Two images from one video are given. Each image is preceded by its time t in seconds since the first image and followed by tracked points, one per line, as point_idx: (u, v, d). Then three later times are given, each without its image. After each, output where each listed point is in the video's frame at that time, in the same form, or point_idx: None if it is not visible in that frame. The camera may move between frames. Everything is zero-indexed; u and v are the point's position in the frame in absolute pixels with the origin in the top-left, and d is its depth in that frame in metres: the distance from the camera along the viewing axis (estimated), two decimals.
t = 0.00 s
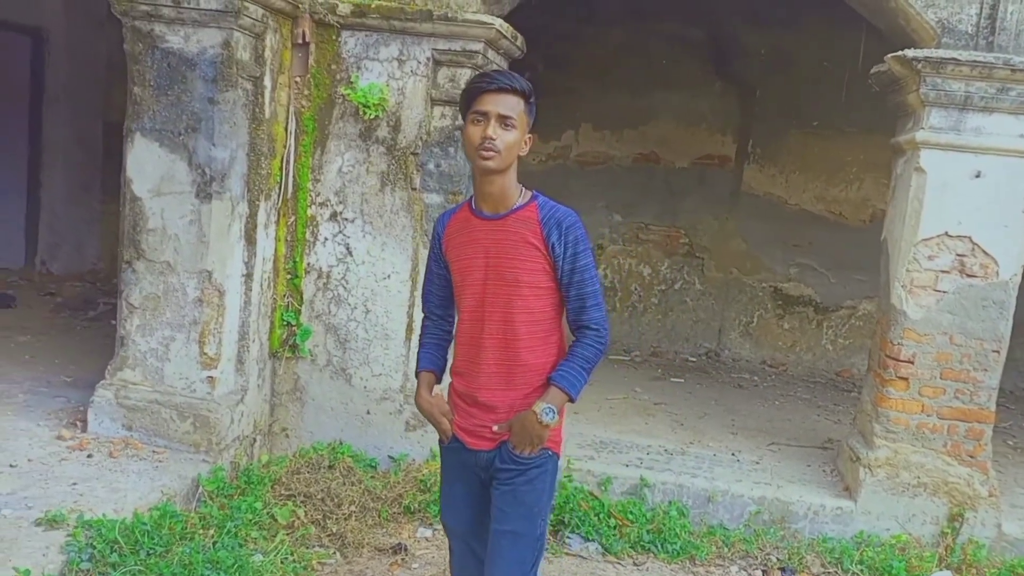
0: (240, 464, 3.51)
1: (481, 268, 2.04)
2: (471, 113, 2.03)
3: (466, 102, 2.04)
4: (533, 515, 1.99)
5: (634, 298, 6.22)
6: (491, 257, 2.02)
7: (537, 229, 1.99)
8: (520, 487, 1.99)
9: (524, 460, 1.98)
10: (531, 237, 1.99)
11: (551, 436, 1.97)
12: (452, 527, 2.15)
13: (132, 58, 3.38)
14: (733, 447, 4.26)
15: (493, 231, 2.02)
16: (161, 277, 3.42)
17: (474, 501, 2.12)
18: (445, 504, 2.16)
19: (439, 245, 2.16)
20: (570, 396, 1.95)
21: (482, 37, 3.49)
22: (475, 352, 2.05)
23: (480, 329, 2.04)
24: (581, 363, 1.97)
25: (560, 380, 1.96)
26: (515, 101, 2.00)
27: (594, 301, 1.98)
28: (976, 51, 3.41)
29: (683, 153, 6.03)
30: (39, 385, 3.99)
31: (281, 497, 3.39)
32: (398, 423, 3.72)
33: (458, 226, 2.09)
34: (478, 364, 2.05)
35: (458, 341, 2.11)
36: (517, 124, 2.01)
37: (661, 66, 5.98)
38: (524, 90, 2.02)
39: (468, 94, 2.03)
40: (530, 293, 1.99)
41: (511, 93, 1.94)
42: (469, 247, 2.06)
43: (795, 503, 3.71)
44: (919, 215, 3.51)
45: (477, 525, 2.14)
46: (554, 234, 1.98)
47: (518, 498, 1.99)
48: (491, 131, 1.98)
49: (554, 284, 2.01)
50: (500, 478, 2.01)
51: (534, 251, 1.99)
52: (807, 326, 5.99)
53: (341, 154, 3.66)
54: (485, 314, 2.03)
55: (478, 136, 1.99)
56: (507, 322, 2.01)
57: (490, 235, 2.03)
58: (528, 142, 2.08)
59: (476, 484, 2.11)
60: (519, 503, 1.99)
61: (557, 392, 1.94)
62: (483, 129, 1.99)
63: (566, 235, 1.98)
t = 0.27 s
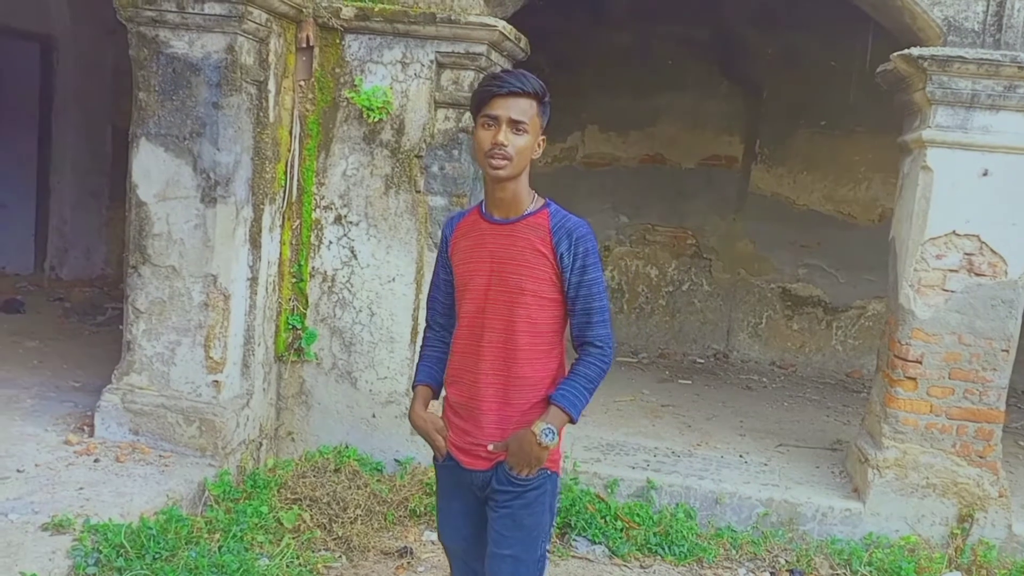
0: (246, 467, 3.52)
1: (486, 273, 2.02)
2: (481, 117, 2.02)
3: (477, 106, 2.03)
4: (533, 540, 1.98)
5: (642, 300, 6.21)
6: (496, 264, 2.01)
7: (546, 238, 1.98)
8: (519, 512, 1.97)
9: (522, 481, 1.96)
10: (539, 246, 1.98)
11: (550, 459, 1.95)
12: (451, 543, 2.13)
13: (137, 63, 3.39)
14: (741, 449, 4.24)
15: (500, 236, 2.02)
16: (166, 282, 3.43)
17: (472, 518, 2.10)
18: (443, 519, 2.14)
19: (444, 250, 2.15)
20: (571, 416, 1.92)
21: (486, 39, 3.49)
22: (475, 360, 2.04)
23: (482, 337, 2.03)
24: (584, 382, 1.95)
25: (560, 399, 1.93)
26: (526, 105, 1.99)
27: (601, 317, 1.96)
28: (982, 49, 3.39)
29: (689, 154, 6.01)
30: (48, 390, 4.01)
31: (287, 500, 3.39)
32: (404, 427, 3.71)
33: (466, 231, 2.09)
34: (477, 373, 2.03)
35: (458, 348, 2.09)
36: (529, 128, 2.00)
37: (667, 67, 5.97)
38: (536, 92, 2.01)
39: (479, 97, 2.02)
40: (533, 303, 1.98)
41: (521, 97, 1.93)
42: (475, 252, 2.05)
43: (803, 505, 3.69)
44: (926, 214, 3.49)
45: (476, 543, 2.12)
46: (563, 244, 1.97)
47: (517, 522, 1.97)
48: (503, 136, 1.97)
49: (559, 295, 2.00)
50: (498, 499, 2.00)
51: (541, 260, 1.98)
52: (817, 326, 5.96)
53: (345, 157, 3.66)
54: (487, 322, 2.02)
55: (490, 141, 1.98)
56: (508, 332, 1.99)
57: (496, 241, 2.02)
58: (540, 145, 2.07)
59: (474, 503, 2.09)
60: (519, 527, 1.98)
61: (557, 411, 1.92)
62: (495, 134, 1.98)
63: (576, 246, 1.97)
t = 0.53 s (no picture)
0: (247, 470, 3.52)
1: (489, 278, 1.97)
2: (494, 110, 1.94)
3: (491, 97, 1.95)
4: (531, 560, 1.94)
5: (645, 300, 6.20)
6: (499, 269, 1.96)
7: (553, 243, 1.92)
8: (517, 532, 1.93)
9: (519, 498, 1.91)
10: (545, 252, 1.92)
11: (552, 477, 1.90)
12: (434, 559, 2.06)
13: (136, 68, 3.40)
14: (744, 449, 4.23)
15: (507, 239, 1.96)
16: (167, 286, 3.44)
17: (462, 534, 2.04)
18: (427, 534, 2.07)
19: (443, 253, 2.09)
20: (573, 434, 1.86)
21: (483, 40, 3.49)
22: (475, 368, 1.98)
23: (483, 343, 1.97)
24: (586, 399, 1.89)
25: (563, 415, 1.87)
26: (543, 99, 1.91)
27: (609, 329, 1.90)
28: (982, 45, 3.37)
29: (691, 153, 6.00)
30: (51, 395, 4.02)
31: (289, 503, 3.39)
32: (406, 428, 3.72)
33: (469, 231, 2.03)
34: (476, 381, 1.98)
35: (457, 353, 2.04)
36: (544, 123, 1.93)
37: (669, 66, 5.96)
38: (553, 86, 1.93)
39: (493, 89, 1.94)
40: (537, 311, 1.92)
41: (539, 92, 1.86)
42: (477, 254, 1.99)
43: (806, 504, 3.68)
44: (927, 211, 3.47)
45: (461, 561, 2.06)
46: (572, 250, 1.91)
47: (514, 542, 1.93)
48: (516, 132, 1.90)
49: (566, 304, 1.94)
50: (493, 516, 1.95)
51: (548, 265, 1.92)
52: (821, 325, 5.94)
53: (344, 160, 3.66)
54: (488, 328, 1.96)
55: (502, 136, 1.91)
56: (510, 340, 1.94)
57: (501, 244, 1.96)
58: (555, 142, 2.00)
59: (465, 519, 2.03)
60: (516, 547, 1.93)
61: (558, 428, 1.86)
62: (508, 129, 1.90)
63: (585, 253, 1.91)
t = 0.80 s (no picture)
0: (244, 473, 3.53)
1: (485, 279, 1.87)
2: (495, 106, 1.88)
3: (492, 92, 1.88)
4: (524, 570, 1.92)
5: (643, 300, 6.19)
6: (497, 269, 1.87)
7: (555, 244, 1.85)
8: (515, 539, 1.91)
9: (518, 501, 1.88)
10: (548, 254, 1.85)
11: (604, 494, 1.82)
12: (399, 563, 1.93)
13: (130, 73, 3.42)
14: (742, 448, 4.23)
15: (504, 239, 1.87)
16: (163, 289, 3.45)
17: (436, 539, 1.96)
18: (396, 536, 1.95)
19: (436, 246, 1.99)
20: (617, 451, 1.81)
21: (476, 41, 3.50)
22: (469, 372, 1.89)
23: (478, 347, 1.88)
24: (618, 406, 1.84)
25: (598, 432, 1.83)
26: (547, 96, 1.85)
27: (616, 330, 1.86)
28: (976, 40, 3.37)
29: (689, 152, 6.00)
30: (51, 399, 4.04)
31: (285, 505, 3.40)
32: (402, 429, 3.73)
33: (463, 228, 1.93)
34: (471, 387, 1.89)
35: (448, 356, 1.94)
36: (548, 121, 1.87)
37: (666, 66, 5.96)
38: (557, 82, 1.88)
39: (494, 84, 1.88)
40: (537, 315, 1.85)
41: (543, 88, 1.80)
42: (473, 252, 1.89)
43: (803, 503, 3.67)
44: (922, 208, 3.47)
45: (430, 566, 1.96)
46: (575, 251, 1.85)
47: (510, 549, 1.91)
48: (519, 129, 1.83)
49: (565, 309, 1.88)
50: (488, 521, 1.92)
51: (549, 269, 1.85)
52: (820, 324, 5.93)
53: (339, 162, 3.67)
54: (484, 331, 1.87)
55: (504, 133, 1.84)
56: (508, 345, 1.85)
57: (499, 243, 1.87)
58: (558, 140, 1.94)
59: (445, 522, 1.96)
60: (512, 556, 1.91)
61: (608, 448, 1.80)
62: (511, 126, 1.84)
63: (588, 255, 1.85)
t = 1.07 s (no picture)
0: (241, 474, 3.55)
1: (472, 276, 1.84)
2: (476, 124, 1.82)
3: (471, 109, 1.82)
4: (510, 568, 1.94)
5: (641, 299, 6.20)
6: (483, 266, 1.84)
7: (545, 239, 1.84)
8: (499, 541, 1.93)
9: (504, 501, 1.90)
10: (538, 250, 1.83)
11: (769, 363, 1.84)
12: (381, 563, 1.96)
13: (124, 77, 3.43)
14: (738, 446, 4.23)
15: (492, 235, 1.84)
16: (158, 292, 3.47)
17: (419, 540, 1.97)
18: (379, 536, 1.96)
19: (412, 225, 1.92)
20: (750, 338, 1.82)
21: (467, 42, 3.51)
22: (456, 370, 1.88)
23: (465, 345, 1.86)
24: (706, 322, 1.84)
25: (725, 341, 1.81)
26: (529, 113, 1.80)
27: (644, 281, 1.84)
28: (967, 36, 3.37)
29: (686, 151, 6.00)
30: (48, 401, 4.05)
31: (281, 506, 3.41)
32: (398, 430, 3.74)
33: (444, 220, 1.89)
34: (459, 385, 1.87)
35: (432, 351, 1.91)
36: (530, 138, 1.82)
37: (661, 65, 5.96)
38: (538, 95, 1.82)
39: (474, 100, 1.81)
40: (527, 313, 1.84)
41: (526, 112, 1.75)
42: (458, 248, 1.86)
43: (799, 501, 3.68)
44: (915, 205, 3.47)
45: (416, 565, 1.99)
46: (567, 240, 1.85)
47: (496, 548, 1.93)
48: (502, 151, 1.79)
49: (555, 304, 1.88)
50: (474, 521, 1.93)
51: (539, 266, 1.84)
52: (818, 322, 5.93)
53: (332, 164, 3.69)
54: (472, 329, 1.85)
55: (488, 155, 1.80)
56: (497, 342, 1.85)
57: (485, 239, 1.84)
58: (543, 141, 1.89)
59: (429, 523, 1.97)
60: (495, 557, 1.93)
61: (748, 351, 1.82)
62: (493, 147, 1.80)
63: (581, 237, 1.85)
